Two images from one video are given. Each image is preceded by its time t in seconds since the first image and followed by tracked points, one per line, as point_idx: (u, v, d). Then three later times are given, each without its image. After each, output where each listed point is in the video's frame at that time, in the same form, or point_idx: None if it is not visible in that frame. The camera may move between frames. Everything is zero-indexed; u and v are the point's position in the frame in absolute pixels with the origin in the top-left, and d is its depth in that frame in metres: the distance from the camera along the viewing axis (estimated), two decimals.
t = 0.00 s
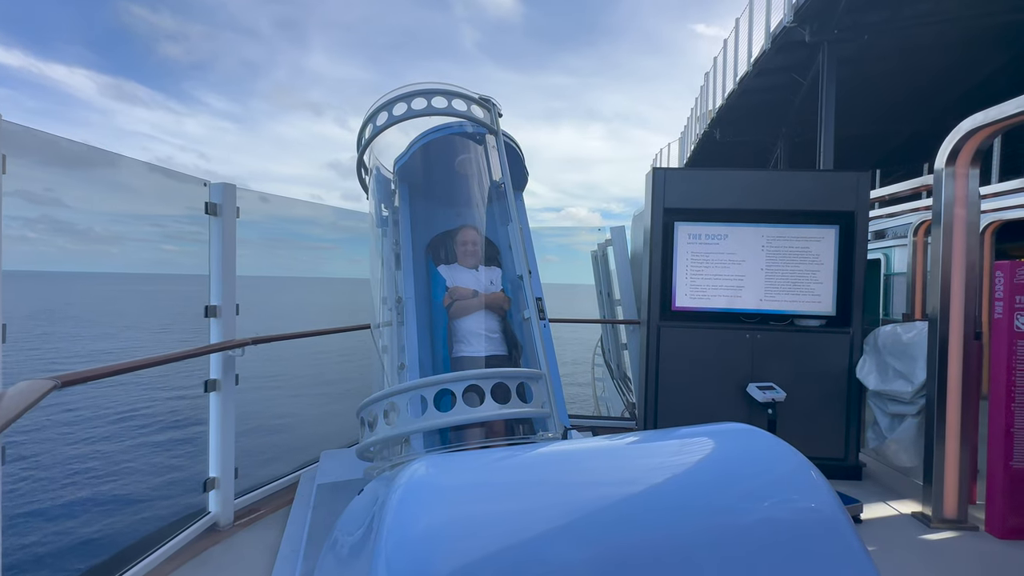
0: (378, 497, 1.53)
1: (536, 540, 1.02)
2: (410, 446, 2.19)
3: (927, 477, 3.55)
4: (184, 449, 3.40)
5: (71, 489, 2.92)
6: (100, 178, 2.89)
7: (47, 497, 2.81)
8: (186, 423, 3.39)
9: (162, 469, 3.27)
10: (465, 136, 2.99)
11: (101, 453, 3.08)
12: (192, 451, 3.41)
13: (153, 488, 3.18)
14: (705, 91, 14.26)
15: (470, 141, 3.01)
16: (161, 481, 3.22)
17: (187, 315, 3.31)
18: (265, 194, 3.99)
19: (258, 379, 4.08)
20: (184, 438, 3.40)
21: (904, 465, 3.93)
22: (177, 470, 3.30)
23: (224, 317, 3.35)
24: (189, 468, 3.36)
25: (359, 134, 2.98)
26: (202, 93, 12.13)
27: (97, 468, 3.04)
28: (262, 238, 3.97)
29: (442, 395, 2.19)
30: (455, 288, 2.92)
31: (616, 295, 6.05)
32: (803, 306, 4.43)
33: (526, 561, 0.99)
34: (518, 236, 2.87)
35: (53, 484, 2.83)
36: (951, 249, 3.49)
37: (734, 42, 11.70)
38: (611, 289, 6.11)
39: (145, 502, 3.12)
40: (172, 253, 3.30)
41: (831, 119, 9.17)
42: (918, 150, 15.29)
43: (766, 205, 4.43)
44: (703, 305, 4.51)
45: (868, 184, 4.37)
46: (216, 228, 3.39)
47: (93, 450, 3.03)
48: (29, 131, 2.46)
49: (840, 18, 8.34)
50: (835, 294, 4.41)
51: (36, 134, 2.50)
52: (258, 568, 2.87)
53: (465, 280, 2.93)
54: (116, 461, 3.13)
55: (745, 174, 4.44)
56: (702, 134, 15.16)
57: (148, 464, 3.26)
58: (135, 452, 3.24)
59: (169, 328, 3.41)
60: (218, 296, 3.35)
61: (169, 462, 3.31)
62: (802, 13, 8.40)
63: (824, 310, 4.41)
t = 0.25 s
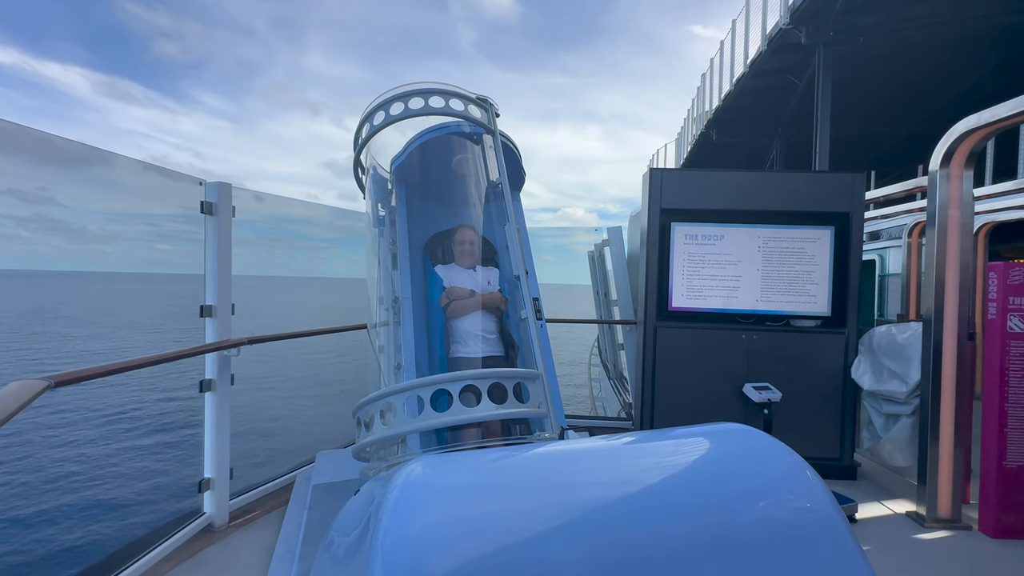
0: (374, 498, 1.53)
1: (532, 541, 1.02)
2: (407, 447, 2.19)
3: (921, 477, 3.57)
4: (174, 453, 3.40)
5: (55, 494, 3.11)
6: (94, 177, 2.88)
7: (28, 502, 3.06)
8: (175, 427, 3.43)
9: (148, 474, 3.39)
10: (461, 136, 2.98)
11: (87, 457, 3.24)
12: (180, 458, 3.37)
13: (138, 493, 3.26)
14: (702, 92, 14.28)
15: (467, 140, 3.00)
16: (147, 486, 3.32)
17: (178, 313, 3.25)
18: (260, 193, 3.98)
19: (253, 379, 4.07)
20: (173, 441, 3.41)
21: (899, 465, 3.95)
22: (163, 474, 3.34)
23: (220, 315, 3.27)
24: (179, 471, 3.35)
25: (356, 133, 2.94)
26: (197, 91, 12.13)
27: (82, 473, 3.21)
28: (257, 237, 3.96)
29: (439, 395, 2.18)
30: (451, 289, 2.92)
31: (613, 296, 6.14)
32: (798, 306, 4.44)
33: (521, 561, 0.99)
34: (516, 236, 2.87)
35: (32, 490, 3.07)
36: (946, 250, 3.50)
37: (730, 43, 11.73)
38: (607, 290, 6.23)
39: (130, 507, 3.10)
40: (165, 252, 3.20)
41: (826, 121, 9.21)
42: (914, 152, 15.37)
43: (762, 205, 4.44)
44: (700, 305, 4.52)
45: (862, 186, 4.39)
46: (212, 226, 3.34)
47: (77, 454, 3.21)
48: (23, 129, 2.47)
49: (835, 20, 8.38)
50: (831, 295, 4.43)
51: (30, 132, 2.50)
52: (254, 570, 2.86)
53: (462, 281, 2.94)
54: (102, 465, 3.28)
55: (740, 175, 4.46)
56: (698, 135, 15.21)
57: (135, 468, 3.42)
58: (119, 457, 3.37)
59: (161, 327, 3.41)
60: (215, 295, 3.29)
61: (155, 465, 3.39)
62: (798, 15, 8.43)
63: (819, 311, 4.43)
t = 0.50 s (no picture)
0: (369, 498, 1.53)
1: (526, 541, 1.03)
2: (401, 446, 2.19)
3: (913, 476, 3.59)
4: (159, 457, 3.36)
5: (34, 500, 2.94)
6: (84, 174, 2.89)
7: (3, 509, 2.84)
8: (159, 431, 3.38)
9: (130, 478, 3.28)
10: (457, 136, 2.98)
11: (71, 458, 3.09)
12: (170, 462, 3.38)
13: (120, 499, 3.16)
14: (697, 93, 14.30)
15: (462, 140, 3.00)
16: (129, 492, 3.22)
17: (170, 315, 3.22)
18: (253, 192, 3.96)
19: (246, 379, 4.05)
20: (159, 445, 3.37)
21: (889, 463, 4.01)
22: (147, 480, 3.28)
23: (212, 316, 3.29)
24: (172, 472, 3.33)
25: (351, 132, 2.94)
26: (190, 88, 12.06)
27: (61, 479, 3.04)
28: (250, 236, 3.93)
29: (434, 395, 2.18)
30: (447, 288, 2.91)
31: (607, 296, 6.05)
32: (791, 307, 4.47)
33: (515, 560, 0.99)
34: (511, 237, 2.87)
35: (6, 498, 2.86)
36: (936, 251, 3.53)
37: (725, 45, 11.75)
38: (603, 290, 6.11)
39: (111, 513, 3.07)
40: (156, 251, 3.21)
41: (820, 122, 9.25)
42: (905, 154, 15.48)
43: (756, 206, 4.46)
44: (694, 305, 4.54)
45: (855, 187, 4.42)
46: (205, 225, 3.34)
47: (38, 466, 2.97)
48: (9, 124, 2.50)
49: (829, 22, 8.42)
50: (823, 295, 4.46)
51: (17, 129, 2.54)
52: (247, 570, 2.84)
53: (457, 281, 2.93)
54: (84, 469, 3.11)
55: (734, 175, 4.48)
56: (693, 135, 15.25)
57: (120, 474, 3.26)
58: (102, 461, 3.18)
59: (150, 325, 3.39)
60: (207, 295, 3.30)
61: (138, 471, 3.31)
62: (792, 17, 8.47)
63: (812, 311, 4.46)
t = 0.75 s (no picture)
0: (361, 499, 1.52)
1: (518, 541, 1.03)
2: (395, 446, 2.18)
3: (901, 474, 3.63)
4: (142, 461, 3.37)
5: (10, 507, 3.14)
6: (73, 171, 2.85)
7: None
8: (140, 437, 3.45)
9: (109, 483, 3.39)
10: (451, 136, 2.98)
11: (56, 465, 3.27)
12: (152, 467, 3.32)
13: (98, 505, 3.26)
14: (690, 94, 14.37)
15: (456, 140, 3.00)
16: (108, 497, 3.31)
17: (157, 314, 3.19)
18: (245, 190, 3.93)
19: (238, 378, 4.04)
20: (143, 450, 3.37)
21: (880, 462, 4.02)
22: (125, 485, 3.35)
23: (204, 314, 3.24)
24: (162, 472, 3.31)
25: (345, 130, 2.93)
26: (181, 86, 12.00)
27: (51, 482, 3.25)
28: (242, 234, 3.91)
29: (428, 395, 2.18)
30: (441, 288, 2.91)
31: (602, 296, 6.06)
32: (783, 306, 4.50)
33: (507, 560, 1.00)
34: (505, 236, 2.87)
35: None
36: (925, 252, 3.57)
37: (718, 46, 11.81)
38: (597, 290, 6.17)
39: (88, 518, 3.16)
40: (146, 249, 3.17)
41: (811, 125, 9.33)
42: (895, 157, 15.63)
43: (749, 207, 4.48)
44: (688, 305, 4.55)
45: (846, 188, 4.45)
46: (196, 224, 3.31)
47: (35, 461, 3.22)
48: None
49: (820, 25, 8.49)
50: (814, 296, 4.49)
51: (6, 124, 2.48)
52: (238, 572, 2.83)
53: (451, 281, 2.93)
54: (70, 473, 3.30)
55: (727, 176, 4.50)
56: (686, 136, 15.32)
57: (98, 479, 3.40)
58: (82, 465, 3.35)
59: (139, 324, 3.33)
60: (199, 293, 3.26)
61: (119, 475, 3.40)
62: (785, 20, 8.53)
63: (804, 311, 4.49)
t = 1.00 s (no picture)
0: (351, 499, 1.52)
1: (509, 540, 1.04)
2: (385, 447, 2.18)
3: (885, 471, 3.68)
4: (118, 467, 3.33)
5: None
6: (57, 168, 2.81)
7: None
8: (118, 440, 3.38)
9: (79, 489, 3.27)
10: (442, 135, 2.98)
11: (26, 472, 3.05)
12: (126, 473, 3.28)
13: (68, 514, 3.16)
14: (681, 95, 14.43)
15: (448, 139, 3.00)
16: (79, 506, 3.22)
17: (142, 313, 3.16)
18: (233, 188, 3.90)
19: (225, 378, 4.01)
20: (118, 455, 3.34)
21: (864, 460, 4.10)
22: (96, 493, 3.29)
23: (191, 313, 3.26)
24: (147, 473, 3.28)
25: (335, 128, 2.93)
26: (169, 83, 11.85)
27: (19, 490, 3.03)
28: (230, 233, 3.89)
29: (418, 395, 2.18)
30: (432, 288, 2.92)
31: (593, 296, 6.02)
32: (771, 306, 4.53)
33: (496, 559, 1.00)
34: (496, 236, 2.87)
35: None
36: (909, 254, 3.62)
37: (708, 48, 11.87)
38: (588, 290, 6.09)
39: (60, 528, 3.06)
40: (131, 248, 3.16)
41: (799, 127, 9.41)
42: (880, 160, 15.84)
43: (738, 208, 4.52)
44: (677, 305, 4.58)
45: (832, 190, 4.51)
46: (182, 221, 3.33)
47: (5, 467, 2.97)
48: None
49: (808, 29, 8.59)
50: (802, 297, 4.53)
51: None
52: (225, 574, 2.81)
53: (443, 280, 2.92)
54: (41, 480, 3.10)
55: (717, 178, 4.53)
56: (676, 137, 15.39)
57: (69, 485, 3.24)
58: (55, 472, 3.15)
59: (123, 323, 3.28)
60: (185, 292, 3.28)
61: (89, 482, 3.30)
62: (774, 23, 8.60)
63: (792, 311, 4.53)
